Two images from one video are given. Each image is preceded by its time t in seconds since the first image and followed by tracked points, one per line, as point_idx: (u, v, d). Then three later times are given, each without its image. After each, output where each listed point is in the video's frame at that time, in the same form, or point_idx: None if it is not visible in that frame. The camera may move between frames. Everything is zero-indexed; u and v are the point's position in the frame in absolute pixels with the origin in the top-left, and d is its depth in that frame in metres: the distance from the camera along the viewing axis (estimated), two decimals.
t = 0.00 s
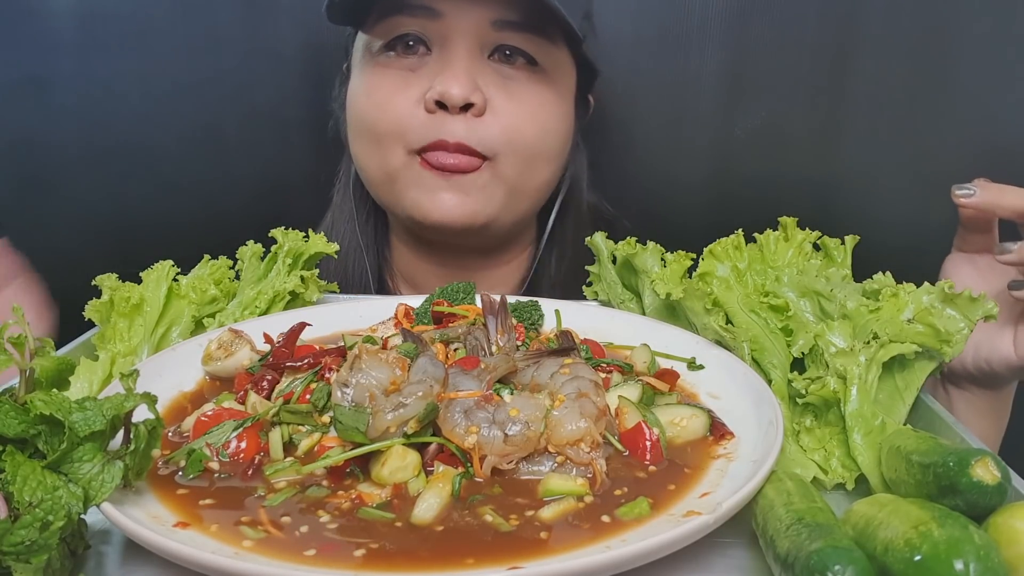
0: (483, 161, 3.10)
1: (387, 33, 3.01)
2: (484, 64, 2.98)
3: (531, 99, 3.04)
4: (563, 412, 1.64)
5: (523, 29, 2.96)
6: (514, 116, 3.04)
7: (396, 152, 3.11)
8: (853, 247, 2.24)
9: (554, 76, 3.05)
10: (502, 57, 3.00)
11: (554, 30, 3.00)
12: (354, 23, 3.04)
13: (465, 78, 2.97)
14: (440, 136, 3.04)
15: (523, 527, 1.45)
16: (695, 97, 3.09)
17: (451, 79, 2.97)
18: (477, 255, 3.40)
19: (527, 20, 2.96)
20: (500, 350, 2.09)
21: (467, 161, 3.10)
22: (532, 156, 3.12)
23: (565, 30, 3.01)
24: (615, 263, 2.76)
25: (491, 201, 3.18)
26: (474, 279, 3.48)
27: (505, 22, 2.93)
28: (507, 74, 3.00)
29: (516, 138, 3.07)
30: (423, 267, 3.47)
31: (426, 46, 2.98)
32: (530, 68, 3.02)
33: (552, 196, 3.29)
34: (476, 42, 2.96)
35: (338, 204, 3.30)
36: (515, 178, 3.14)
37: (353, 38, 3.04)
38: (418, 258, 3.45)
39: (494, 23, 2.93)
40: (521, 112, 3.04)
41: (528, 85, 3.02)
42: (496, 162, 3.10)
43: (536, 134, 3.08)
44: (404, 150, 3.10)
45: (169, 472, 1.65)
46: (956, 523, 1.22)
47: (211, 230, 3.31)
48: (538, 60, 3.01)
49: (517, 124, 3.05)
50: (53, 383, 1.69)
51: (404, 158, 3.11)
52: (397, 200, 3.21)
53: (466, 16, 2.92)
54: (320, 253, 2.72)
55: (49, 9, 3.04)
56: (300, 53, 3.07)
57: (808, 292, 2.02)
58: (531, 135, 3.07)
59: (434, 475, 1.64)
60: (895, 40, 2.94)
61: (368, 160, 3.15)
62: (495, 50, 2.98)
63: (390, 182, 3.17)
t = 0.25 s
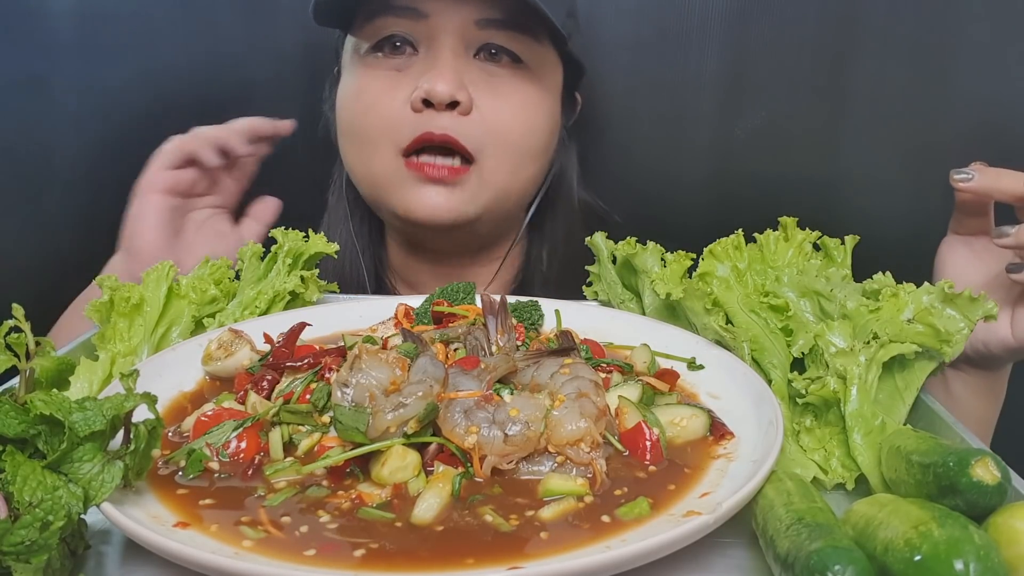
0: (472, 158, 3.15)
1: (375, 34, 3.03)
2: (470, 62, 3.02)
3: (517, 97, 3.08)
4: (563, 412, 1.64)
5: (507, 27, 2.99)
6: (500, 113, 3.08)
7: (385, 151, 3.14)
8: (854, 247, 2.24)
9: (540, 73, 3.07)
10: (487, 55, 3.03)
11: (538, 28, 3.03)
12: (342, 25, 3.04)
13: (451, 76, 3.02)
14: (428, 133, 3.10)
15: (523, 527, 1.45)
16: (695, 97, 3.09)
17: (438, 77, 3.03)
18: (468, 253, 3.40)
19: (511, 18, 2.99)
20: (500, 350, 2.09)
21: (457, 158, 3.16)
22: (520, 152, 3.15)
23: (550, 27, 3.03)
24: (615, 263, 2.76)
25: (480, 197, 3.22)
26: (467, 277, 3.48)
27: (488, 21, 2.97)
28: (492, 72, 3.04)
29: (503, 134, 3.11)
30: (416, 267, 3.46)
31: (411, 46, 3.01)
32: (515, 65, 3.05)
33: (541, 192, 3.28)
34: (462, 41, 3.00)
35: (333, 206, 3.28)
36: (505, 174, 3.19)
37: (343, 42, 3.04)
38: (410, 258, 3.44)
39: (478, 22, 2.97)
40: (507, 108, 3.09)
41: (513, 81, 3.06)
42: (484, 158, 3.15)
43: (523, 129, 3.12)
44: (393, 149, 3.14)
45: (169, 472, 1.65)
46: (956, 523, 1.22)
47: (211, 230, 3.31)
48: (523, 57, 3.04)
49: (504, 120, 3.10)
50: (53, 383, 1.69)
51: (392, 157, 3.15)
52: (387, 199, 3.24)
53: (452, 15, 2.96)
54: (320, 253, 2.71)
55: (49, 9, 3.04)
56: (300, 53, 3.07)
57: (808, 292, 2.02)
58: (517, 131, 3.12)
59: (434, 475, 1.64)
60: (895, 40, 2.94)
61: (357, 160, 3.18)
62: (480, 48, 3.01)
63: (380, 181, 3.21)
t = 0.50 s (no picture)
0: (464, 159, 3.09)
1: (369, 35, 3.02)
2: (459, 62, 2.98)
3: (508, 96, 3.04)
4: (563, 412, 1.64)
5: (496, 26, 2.95)
6: (491, 112, 3.03)
7: (378, 152, 3.12)
8: (854, 247, 2.24)
9: (530, 71, 3.04)
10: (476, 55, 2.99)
11: (527, 28, 2.99)
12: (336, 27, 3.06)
13: (440, 75, 2.97)
14: (420, 133, 3.05)
15: (523, 527, 1.45)
16: (695, 97, 3.09)
17: (427, 77, 2.97)
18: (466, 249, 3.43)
19: (500, 17, 2.95)
20: (500, 350, 2.09)
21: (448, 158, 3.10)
22: (512, 152, 3.12)
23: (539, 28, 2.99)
24: (615, 263, 2.76)
25: (472, 197, 3.17)
26: (464, 275, 3.50)
27: (477, 20, 2.92)
28: (482, 72, 3.00)
29: (494, 134, 3.06)
30: (415, 264, 3.49)
31: (402, 47, 2.99)
32: (506, 65, 3.01)
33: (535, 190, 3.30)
34: (452, 42, 2.95)
35: (331, 209, 3.40)
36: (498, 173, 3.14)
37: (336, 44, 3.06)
38: (409, 256, 3.47)
39: (467, 23, 2.93)
40: (497, 108, 3.04)
41: (504, 81, 3.02)
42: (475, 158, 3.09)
43: (514, 129, 3.08)
44: (386, 150, 3.11)
45: (169, 472, 1.65)
46: (956, 523, 1.22)
47: (212, 230, 3.31)
48: (512, 56, 3.01)
49: (494, 120, 3.04)
50: (53, 383, 1.69)
51: (384, 158, 3.12)
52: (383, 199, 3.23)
53: (440, 17, 2.93)
54: (320, 253, 2.71)
55: (48, 9, 3.04)
56: (301, 53, 3.08)
57: (808, 292, 2.02)
58: (508, 130, 3.07)
59: (434, 475, 1.64)
60: (895, 40, 2.94)
61: (352, 161, 3.18)
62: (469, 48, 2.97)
63: (373, 182, 3.19)
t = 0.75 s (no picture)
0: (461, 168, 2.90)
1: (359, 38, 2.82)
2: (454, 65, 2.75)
3: (505, 101, 2.83)
4: (563, 412, 1.64)
5: (492, 27, 2.74)
6: (488, 117, 2.82)
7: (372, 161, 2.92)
8: (853, 247, 2.24)
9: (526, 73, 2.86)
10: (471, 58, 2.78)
11: (524, 30, 2.79)
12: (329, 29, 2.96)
13: (434, 79, 2.72)
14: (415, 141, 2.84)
15: (523, 527, 1.45)
16: (695, 97, 3.09)
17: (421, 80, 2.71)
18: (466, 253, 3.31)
19: (495, 18, 2.74)
20: (500, 350, 2.09)
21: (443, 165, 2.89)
22: (511, 160, 2.93)
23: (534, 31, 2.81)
24: (615, 263, 2.76)
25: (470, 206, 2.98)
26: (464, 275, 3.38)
27: (471, 22, 2.70)
28: (478, 75, 2.78)
29: (492, 141, 2.85)
30: (413, 267, 3.37)
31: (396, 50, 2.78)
32: (503, 68, 2.82)
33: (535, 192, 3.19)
34: (444, 44, 2.72)
35: (330, 207, 3.43)
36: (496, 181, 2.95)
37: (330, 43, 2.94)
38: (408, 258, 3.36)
39: (460, 24, 2.70)
40: (495, 113, 2.82)
41: (502, 84, 2.81)
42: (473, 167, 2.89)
43: (513, 135, 2.88)
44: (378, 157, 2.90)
45: (169, 472, 1.65)
46: (955, 523, 1.22)
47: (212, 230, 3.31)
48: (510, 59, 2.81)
49: (492, 126, 2.83)
50: (53, 383, 1.69)
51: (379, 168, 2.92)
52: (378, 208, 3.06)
53: (431, 18, 2.69)
54: (320, 254, 2.71)
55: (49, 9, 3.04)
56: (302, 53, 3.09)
57: (808, 292, 2.02)
58: (507, 137, 2.87)
59: (434, 475, 1.64)
60: (894, 41, 2.94)
61: (346, 169, 3.01)
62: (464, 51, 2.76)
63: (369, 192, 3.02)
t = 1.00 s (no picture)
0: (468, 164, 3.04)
1: (366, 38, 2.93)
2: (462, 65, 2.90)
3: (510, 99, 2.97)
4: (563, 412, 1.64)
5: (499, 29, 2.89)
6: (494, 116, 2.97)
7: (378, 158, 3.04)
8: (854, 247, 2.24)
9: (530, 74, 2.99)
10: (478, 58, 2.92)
11: (529, 30, 2.93)
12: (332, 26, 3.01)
13: (443, 78, 2.88)
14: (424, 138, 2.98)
15: (523, 527, 1.45)
16: (695, 98, 3.09)
17: (431, 80, 2.88)
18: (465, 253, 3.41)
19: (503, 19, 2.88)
20: (500, 350, 2.09)
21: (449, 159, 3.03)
22: (515, 156, 3.07)
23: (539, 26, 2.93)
24: (615, 263, 2.76)
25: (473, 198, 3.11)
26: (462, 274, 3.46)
27: (481, 22, 2.85)
28: (484, 75, 2.93)
29: (497, 138, 3.00)
30: (413, 266, 3.46)
31: (403, 50, 2.90)
32: (508, 68, 2.96)
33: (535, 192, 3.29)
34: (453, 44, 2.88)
35: (325, 206, 3.37)
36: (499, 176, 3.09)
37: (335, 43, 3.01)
38: (407, 257, 3.44)
39: (470, 24, 2.85)
40: (501, 112, 2.98)
41: (506, 84, 2.96)
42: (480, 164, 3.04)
43: (517, 133, 3.02)
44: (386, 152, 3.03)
45: (169, 472, 1.65)
46: (956, 523, 1.21)
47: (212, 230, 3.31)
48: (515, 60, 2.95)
49: (498, 124, 2.98)
50: (53, 383, 1.69)
51: (386, 165, 3.05)
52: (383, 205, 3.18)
53: (442, 17, 2.84)
54: (320, 254, 2.71)
55: (49, 9, 3.04)
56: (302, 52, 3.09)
57: (808, 292, 2.02)
58: (511, 135, 3.02)
59: (434, 475, 1.64)
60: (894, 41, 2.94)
61: (350, 166, 3.11)
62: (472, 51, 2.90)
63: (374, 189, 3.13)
